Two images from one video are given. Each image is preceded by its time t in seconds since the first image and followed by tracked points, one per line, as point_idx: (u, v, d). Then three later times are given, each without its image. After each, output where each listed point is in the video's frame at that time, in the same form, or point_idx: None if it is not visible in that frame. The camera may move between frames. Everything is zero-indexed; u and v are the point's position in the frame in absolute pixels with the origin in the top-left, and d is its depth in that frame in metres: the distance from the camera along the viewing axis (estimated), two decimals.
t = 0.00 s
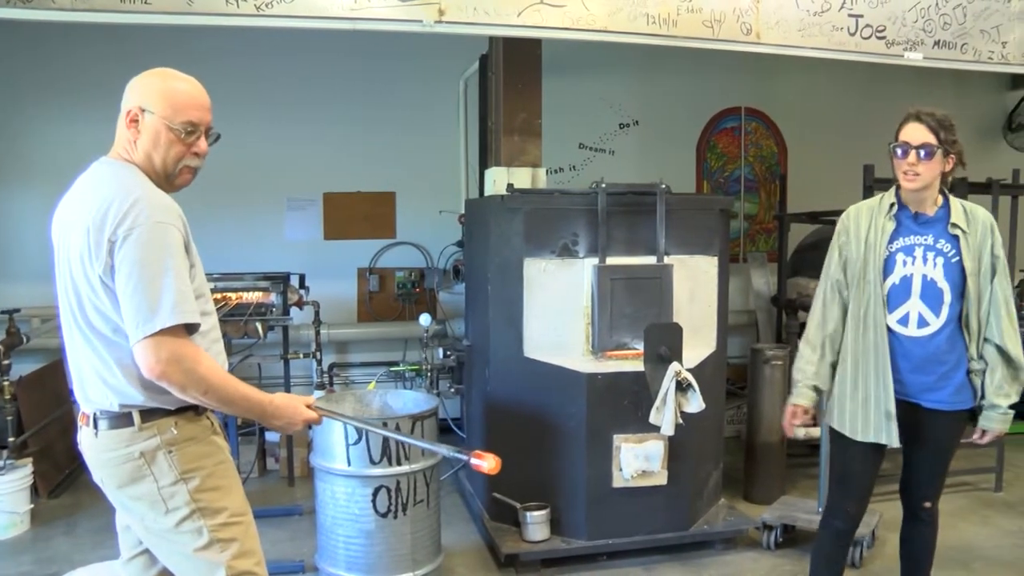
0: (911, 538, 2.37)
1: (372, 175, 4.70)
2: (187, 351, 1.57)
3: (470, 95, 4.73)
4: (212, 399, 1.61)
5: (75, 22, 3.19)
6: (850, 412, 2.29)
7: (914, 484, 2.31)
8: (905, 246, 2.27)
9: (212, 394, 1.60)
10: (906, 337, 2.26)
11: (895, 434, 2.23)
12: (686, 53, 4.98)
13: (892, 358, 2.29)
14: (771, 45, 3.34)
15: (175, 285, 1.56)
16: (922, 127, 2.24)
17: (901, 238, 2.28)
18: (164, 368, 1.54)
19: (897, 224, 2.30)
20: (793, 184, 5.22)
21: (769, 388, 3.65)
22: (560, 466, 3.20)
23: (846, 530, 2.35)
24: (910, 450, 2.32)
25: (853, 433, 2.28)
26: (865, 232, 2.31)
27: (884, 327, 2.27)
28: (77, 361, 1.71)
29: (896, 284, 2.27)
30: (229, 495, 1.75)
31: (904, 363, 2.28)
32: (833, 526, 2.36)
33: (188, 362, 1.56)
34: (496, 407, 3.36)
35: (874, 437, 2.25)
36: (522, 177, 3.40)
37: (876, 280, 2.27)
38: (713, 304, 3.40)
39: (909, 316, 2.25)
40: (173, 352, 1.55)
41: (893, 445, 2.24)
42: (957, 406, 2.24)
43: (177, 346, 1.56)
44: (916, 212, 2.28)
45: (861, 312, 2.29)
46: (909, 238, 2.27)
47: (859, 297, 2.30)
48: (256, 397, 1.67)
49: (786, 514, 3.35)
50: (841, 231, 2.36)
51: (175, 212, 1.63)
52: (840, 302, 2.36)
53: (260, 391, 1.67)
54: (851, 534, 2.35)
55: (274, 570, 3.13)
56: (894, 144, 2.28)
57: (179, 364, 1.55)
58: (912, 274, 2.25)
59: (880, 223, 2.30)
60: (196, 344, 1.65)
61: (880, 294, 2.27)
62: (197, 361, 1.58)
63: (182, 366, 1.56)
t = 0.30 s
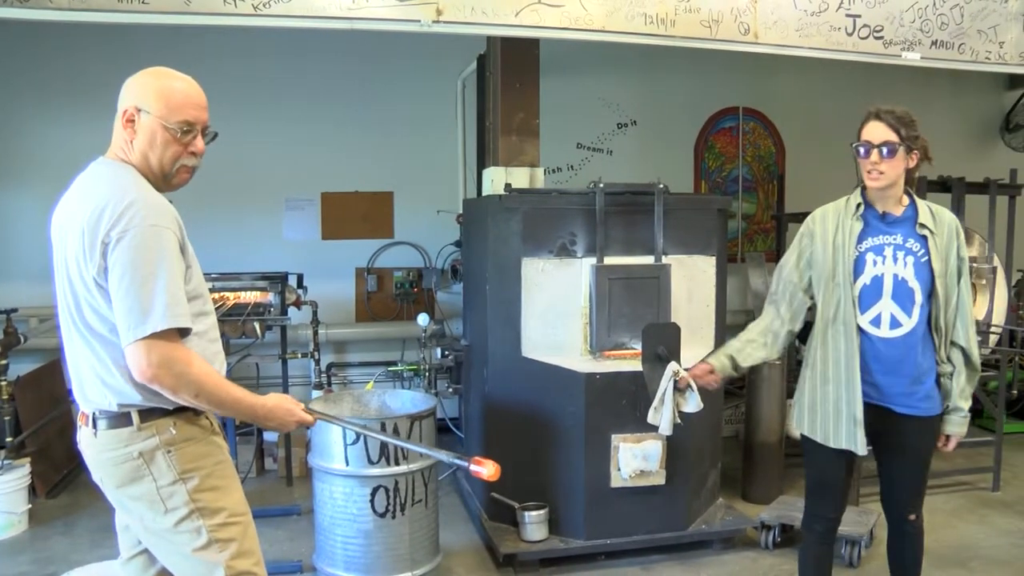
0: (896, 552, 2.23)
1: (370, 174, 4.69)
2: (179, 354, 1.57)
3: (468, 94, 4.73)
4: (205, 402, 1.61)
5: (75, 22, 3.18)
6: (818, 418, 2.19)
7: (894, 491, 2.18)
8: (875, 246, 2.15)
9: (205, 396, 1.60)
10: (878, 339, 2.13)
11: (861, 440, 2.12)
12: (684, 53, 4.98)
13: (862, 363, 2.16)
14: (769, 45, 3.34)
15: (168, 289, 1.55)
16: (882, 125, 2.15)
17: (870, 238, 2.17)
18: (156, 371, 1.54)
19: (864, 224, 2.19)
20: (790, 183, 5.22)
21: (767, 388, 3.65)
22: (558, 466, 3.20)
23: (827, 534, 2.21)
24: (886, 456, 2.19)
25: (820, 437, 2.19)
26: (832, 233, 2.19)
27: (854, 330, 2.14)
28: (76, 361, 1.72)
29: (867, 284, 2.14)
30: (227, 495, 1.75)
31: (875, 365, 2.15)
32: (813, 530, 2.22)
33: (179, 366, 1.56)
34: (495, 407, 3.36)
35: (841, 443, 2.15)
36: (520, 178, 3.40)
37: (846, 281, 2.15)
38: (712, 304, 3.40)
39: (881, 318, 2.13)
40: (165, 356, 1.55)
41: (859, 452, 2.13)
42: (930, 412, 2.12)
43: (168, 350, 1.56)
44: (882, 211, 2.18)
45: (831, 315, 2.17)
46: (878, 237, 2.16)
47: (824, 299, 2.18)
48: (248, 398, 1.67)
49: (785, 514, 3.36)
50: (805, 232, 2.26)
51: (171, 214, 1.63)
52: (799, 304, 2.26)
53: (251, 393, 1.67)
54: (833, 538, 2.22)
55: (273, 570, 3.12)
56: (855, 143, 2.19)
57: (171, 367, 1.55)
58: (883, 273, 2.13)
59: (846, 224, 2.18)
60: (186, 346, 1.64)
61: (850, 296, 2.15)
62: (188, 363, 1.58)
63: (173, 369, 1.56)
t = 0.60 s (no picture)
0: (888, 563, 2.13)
1: (370, 174, 4.70)
2: (186, 354, 1.57)
3: (467, 94, 4.72)
4: (211, 401, 1.61)
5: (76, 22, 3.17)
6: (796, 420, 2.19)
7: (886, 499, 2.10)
8: (851, 246, 2.15)
9: (211, 396, 1.60)
10: (855, 339, 2.12)
11: (836, 444, 2.11)
12: (684, 53, 4.98)
13: (838, 364, 2.15)
14: (769, 45, 3.34)
15: (172, 288, 1.55)
16: (857, 123, 2.14)
17: (845, 238, 2.16)
18: (162, 370, 1.55)
19: (840, 223, 2.19)
20: (791, 183, 5.21)
21: (767, 388, 3.64)
22: (558, 466, 3.20)
23: (816, 536, 2.21)
24: (870, 463, 2.16)
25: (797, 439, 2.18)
26: (807, 232, 2.20)
27: (829, 330, 2.13)
28: (76, 360, 1.72)
29: (843, 284, 2.13)
30: (228, 495, 1.75)
31: (852, 367, 2.13)
32: (801, 532, 2.21)
33: (186, 365, 1.56)
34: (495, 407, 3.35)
35: (818, 446, 2.14)
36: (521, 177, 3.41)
37: (822, 281, 2.15)
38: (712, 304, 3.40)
39: (858, 318, 2.12)
40: (170, 355, 1.55)
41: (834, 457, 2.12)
42: (908, 413, 2.10)
43: (174, 349, 1.56)
44: (856, 210, 2.18)
45: (805, 312, 2.18)
46: (853, 237, 2.16)
47: (801, 299, 2.18)
48: (254, 398, 1.67)
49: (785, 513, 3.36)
50: (777, 229, 2.27)
51: (175, 213, 1.63)
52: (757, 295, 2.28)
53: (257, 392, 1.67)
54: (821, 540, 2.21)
55: (273, 570, 3.12)
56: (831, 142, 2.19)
57: (177, 366, 1.55)
58: (859, 273, 2.12)
59: (822, 223, 2.19)
60: (191, 344, 1.64)
61: (825, 296, 2.14)
62: (195, 363, 1.58)
63: (180, 369, 1.56)
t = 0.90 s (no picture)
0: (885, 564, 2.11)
1: (370, 173, 4.70)
2: (185, 353, 1.57)
3: (467, 92, 4.72)
4: (210, 400, 1.61)
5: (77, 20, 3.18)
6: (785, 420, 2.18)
7: (879, 501, 2.10)
8: (837, 244, 2.15)
9: (211, 395, 1.60)
10: (843, 339, 2.12)
11: (823, 444, 2.09)
12: (684, 51, 4.98)
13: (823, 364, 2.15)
14: (769, 43, 3.34)
15: (172, 288, 1.56)
16: (842, 121, 2.14)
17: (832, 236, 2.16)
18: (162, 370, 1.55)
19: (827, 221, 2.19)
20: (791, 181, 5.21)
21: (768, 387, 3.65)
22: (558, 464, 3.20)
23: (809, 536, 2.20)
24: (861, 465, 2.16)
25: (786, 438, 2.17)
26: (794, 231, 2.20)
27: (815, 330, 2.13)
28: (76, 358, 1.72)
29: (830, 283, 2.13)
30: (229, 493, 1.75)
31: (840, 366, 2.12)
32: (796, 533, 2.21)
33: (185, 364, 1.57)
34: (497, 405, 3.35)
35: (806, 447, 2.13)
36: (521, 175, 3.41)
37: (809, 281, 2.14)
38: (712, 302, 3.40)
39: (845, 317, 2.12)
40: (170, 354, 1.55)
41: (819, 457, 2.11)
42: (897, 410, 2.11)
43: (173, 348, 1.56)
44: (842, 208, 2.19)
45: (793, 312, 2.18)
46: (839, 235, 2.16)
47: (789, 298, 2.19)
48: (253, 395, 1.67)
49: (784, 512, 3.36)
50: (767, 227, 2.27)
51: (174, 212, 1.64)
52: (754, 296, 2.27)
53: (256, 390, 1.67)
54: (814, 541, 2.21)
55: (274, 568, 3.13)
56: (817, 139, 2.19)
57: (176, 365, 1.56)
58: (846, 272, 2.12)
59: (809, 222, 2.18)
60: (191, 344, 1.64)
61: (813, 295, 2.13)
62: (194, 362, 1.58)
63: (179, 368, 1.56)
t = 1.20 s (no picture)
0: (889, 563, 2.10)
1: (370, 170, 4.69)
2: (190, 348, 1.57)
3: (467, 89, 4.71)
4: (216, 395, 1.61)
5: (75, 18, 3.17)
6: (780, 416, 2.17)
7: (877, 499, 2.10)
8: (832, 241, 2.15)
9: (215, 389, 1.60)
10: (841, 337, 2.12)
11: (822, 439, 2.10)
12: (684, 48, 4.98)
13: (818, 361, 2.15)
14: (769, 39, 3.34)
15: (176, 283, 1.56)
16: (830, 115, 2.13)
17: (827, 233, 2.16)
18: (167, 365, 1.55)
19: (821, 218, 2.17)
20: (791, 178, 5.21)
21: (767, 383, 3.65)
22: (557, 461, 3.21)
23: (809, 533, 2.21)
24: (858, 464, 2.16)
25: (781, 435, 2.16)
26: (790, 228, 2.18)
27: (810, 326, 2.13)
28: (78, 354, 1.72)
29: (827, 281, 2.13)
30: (230, 490, 1.76)
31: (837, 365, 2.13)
32: (794, 529, 2.21)
33: (191, 358, 1.57)
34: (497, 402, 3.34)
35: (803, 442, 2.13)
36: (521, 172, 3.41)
37: (807, 278, 2.14)
38: (712, 299, 3.40)
39: (842, 315, 2.12)
40: (175, 349, 1.55)
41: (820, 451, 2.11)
42: (892, 404, 2.11)
43: (179, 343, 1.56)
44: (832, 203, 2.18)
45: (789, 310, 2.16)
46: (833, 232, 2.16)
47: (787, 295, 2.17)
48: (257, 390, 1.67)
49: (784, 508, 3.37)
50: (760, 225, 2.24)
51: (177, 208, 1.63)
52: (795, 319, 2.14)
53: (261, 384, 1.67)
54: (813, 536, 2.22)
55: (274, 564, 3.14)
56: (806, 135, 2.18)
57: (181, 360, 1.56)
58: (842, 269, 2.13)
59: (804, 219, 2.17)
60: (198, 340, 1.64)
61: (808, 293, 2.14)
62: (200, 356, 1.58)
63: (185, 363, 1.56)
